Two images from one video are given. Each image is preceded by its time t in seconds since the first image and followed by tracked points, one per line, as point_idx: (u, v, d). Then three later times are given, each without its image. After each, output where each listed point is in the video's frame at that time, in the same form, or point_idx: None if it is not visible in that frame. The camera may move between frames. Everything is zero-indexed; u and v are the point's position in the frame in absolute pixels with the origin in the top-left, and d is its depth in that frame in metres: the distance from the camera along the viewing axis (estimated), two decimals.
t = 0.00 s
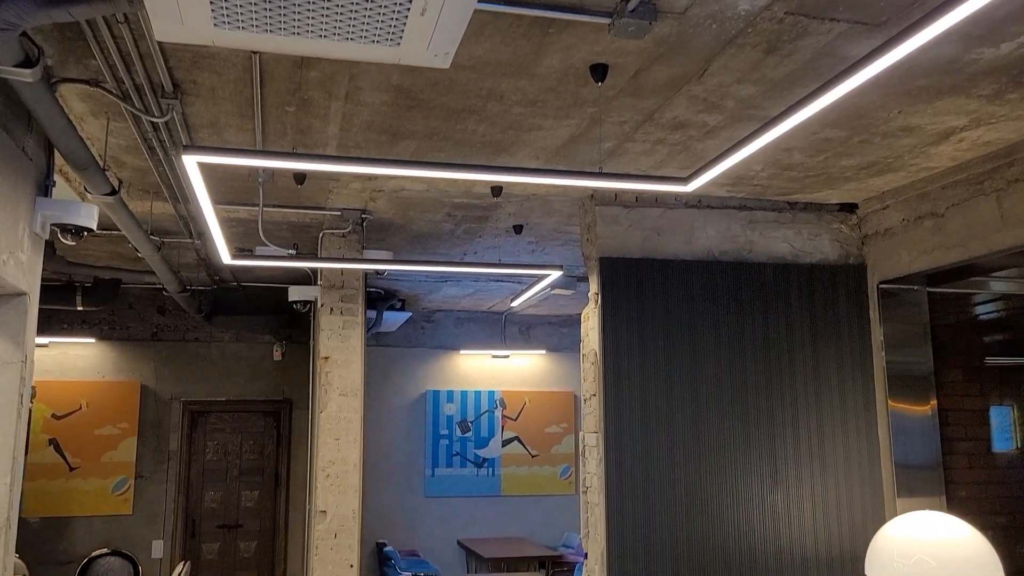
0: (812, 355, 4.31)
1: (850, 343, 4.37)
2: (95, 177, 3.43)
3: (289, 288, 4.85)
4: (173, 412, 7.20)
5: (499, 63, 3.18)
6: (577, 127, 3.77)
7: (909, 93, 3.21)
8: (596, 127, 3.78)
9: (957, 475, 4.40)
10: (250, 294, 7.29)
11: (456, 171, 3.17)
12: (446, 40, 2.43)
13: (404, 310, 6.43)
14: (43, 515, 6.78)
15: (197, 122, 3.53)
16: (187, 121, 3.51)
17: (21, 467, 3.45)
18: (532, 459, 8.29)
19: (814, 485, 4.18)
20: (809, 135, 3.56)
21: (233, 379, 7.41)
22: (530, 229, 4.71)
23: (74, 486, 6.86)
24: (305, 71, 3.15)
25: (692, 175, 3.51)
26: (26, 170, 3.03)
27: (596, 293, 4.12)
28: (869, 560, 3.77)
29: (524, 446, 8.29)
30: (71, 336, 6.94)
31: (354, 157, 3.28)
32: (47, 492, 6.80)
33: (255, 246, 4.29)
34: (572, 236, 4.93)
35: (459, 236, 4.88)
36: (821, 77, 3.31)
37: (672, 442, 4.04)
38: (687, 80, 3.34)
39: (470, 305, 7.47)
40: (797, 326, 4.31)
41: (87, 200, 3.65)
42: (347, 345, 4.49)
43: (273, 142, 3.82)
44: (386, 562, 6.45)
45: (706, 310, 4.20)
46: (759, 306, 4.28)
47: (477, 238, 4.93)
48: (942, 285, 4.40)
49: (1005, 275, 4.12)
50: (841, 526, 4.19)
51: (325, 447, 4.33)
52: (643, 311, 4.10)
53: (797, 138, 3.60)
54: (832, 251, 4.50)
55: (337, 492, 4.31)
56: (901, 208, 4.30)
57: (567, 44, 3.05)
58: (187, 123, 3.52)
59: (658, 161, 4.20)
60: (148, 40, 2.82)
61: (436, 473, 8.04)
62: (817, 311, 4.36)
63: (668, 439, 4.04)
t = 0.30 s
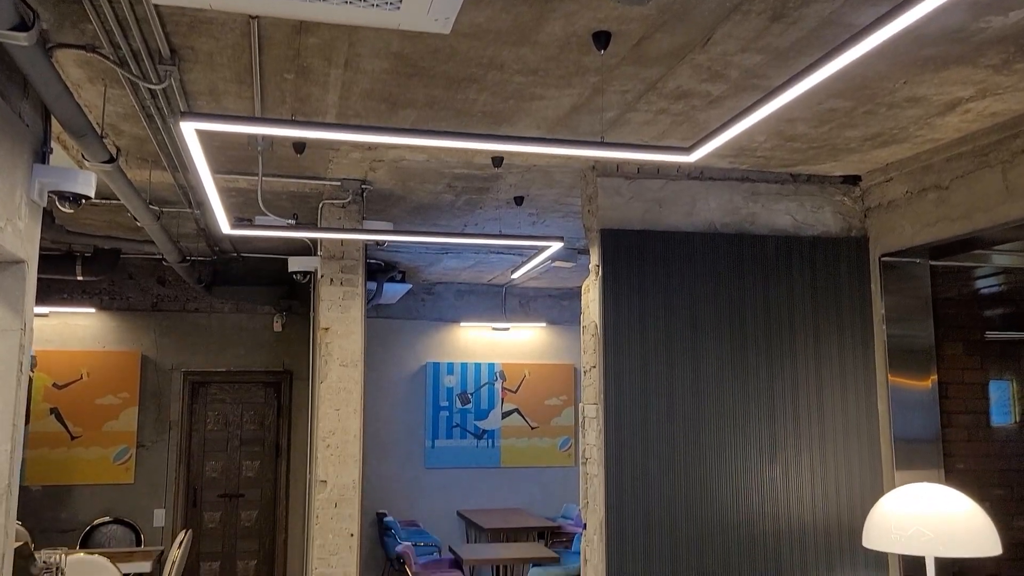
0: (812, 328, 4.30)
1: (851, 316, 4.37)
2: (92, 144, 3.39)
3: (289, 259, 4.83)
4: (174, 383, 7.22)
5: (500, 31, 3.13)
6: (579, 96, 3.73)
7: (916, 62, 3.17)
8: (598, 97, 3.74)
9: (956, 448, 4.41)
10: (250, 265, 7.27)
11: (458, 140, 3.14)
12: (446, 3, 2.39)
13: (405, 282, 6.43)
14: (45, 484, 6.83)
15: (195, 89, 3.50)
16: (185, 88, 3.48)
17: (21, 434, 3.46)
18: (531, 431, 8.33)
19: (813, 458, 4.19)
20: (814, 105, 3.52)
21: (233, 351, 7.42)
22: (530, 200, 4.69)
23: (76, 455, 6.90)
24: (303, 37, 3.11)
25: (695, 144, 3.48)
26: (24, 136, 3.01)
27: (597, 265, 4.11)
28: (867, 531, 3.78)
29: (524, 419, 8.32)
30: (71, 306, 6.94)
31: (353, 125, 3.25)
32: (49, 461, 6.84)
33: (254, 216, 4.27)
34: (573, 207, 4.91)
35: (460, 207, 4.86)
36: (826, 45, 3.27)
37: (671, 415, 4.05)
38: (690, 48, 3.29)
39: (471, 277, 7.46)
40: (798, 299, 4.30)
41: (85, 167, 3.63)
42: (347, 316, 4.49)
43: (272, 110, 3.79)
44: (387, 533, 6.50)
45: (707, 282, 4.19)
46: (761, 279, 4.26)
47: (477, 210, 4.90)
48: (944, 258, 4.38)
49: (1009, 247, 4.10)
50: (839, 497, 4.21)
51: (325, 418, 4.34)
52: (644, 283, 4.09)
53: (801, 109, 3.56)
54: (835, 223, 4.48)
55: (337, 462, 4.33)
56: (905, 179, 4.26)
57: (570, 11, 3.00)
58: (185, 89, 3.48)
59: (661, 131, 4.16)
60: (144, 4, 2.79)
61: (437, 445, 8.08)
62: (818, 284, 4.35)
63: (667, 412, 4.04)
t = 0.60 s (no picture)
0: (815, 299, 4.29)
1: (856, 287, 4.35)
2: (90, 111, 3.36)
3: (290, 228, 4.81)
4: (176, 353, 7.23)
5: None
6: (583, 63, 3.68)
7: (925, 29, 3.12)
8: (601, 64, 3.69)
9: (957, 418, 4.38)
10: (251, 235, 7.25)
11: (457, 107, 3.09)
12: None
13: (406, 253, 6.41)
14: (50, 452, 6.87)
15: (193, 54, 3.45)
16: (183, 53, 3.43)
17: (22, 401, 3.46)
18: (532, 401, 8.36)
19: (814, 429, 4.20)
20: (821, 72, 3.47)
21: (234, 320, 7.42)
22: (532, 170, 4.65)
23: (79, 424, 6.94)
24: (303, 1, 3.06)
25: (699, 112, 3.43)
26: (20, 101, 2.97)
27: (599, 236, 4.09)
28: (867, 500, 3.79)
29: (524, 390, 8.34)
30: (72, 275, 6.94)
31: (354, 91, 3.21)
32: (53, 429, 6.89)
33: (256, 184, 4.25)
34: (576, 177, 4.87)
35: (462, 176, 4.83)
36: (834, 11, 3.21)
37: (673, 386, 4.05)
38: (696, 14, 3.24)
39: (473, 248, 7.45)
40: (801, 269, 4.28)
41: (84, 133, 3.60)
42: (348, 287, 4.48)
43: (271, 77, 3.75)
44: (390, 502, 6.54)
45: (710, 251, 4.17)
46: (764, 250, 4.24)
47: (479, 179, 4.87)
48: (949, 229, 4.35)
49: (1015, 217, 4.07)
50: (840, 467, 4.22)
51: (327, 387, 4.34)
52: (647, 254, 4.07)
53: (807, 76, 3.52)
54: (839, 193, 4.45)
55: (339, 432, 4.35)
56: (911, 149, 4.22)
57: None
58: (183, 55, 3.44)
59: (664, 99, 4.12)
60: None
61: (438, 415, 8.11)
62: (823, 255, 4.33)
63: (669, 383, 4.04)
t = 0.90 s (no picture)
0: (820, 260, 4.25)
1: (861, 249, 4.31)
2: (86, 64, 3.31)
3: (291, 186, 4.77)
4: (178, 313, 7.25)
5: None
6: (587, 18, 3.61)
7: None
8: (606, 19, 3.61)
9: (960, 381, 4.36)
10: (253, 195, 7.22)
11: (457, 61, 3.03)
12: None
13: (409, 214, 6.37)
14: (53, 409, 6.94)
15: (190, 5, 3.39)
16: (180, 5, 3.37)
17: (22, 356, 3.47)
18: (535, 363, 8.37)
19: (816, 390, 4.20)
20: (830, 28, 3.40)
21: (236, 281, 7.41)
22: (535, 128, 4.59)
23: (82, 382, 6.98)
24: None
25: (705, 68, 3.35)
26: (14, 52, 2.93)
27: (603, 195, 4.06)
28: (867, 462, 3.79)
29: (527, 351, 8.35)
30: (73, 234, 6.93)
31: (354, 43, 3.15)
32: (55, 387, 6.93)
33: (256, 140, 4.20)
34: (580, 136, 4.81)
35: (465, 135, 4.78)
36: None
37: (675, 346, 4.04)
38: None
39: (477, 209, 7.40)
40: (807, 230, 4.24)
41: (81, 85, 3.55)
42: (350, 246, 4.45)
43: (270, 30, 3.68)
44: (392, 462, 6.57)
45: (715, 212, 4.13)
46: (770, 210, 4.20)
47: (482, 138, 4.82)
48: (957, 190, 4.28)
49: None
50: (841, 429, 4.22)
51: (328, 346, 4.34)
52: (650, 214, 4.04)
53: (816, 31, 3.44)
54: (846, 152, 4.39)
55: (340, 391, 4.36)
56: (920, 108, 4.15)
57: None
58: (180, 6, 3.38)
59: (670, 55, 4.04)
60: None
61: (440, 376, 8.14)
62: (829, 215, 4.28)
63: (671, 343, 4.04)
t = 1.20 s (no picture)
0: (829, 218, 4.18)
1: (871, 206, 4.23)
2: (78, 10, 3.23)
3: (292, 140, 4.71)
4: (180, 268, 7.24)
5: None
6: None
7: None
8: None
9: (968, 338, 4.28)
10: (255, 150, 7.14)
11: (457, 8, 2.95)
12: None
13: (412, 169, 6.30)
14: (57, 364, 6.97)
15: None
16: None
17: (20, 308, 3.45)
18: (539, 321, 8.35)
19: (822, 349, 4.16)
20: None
21: (239, 237, 7.38)
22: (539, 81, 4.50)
23: (85, 337, 7.02)
24: None
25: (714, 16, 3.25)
26: None
27: (608, 150, 3.99)
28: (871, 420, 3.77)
29: (531, 309, 8.33)
30: (74, 187, 6.89)
31: None
32: (59, 343, 6.96)
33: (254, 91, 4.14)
34: (585, 90, 4.72)
35: (467, 88, 4.69)
36: None
37: (680, 305, 4.00)
38: None
39: (481, 165, 7.32)
40: (816, 186, 4.16)
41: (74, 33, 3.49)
42: (351, 201, 4.40)
43: None
44: (396, 419, 6.60)
45: (723, 168, 4.05)
46: (778, 166, 4.12)
47: (486, 91, 4.73)
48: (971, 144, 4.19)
49: None
50: (846, 388, 4.19)
51: (329, 302, 4.31)
52: (656, 170, 3.98)
53: None
54: (857, 106, 4.29)
55: (342, 346, 4.34)
56: (935, 61, 4.04)
57: None
58: None
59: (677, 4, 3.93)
60: None
61: (444, 334, 8.14)
62: (839, 171, 4.20)
63: (676, 301, 4.00)
